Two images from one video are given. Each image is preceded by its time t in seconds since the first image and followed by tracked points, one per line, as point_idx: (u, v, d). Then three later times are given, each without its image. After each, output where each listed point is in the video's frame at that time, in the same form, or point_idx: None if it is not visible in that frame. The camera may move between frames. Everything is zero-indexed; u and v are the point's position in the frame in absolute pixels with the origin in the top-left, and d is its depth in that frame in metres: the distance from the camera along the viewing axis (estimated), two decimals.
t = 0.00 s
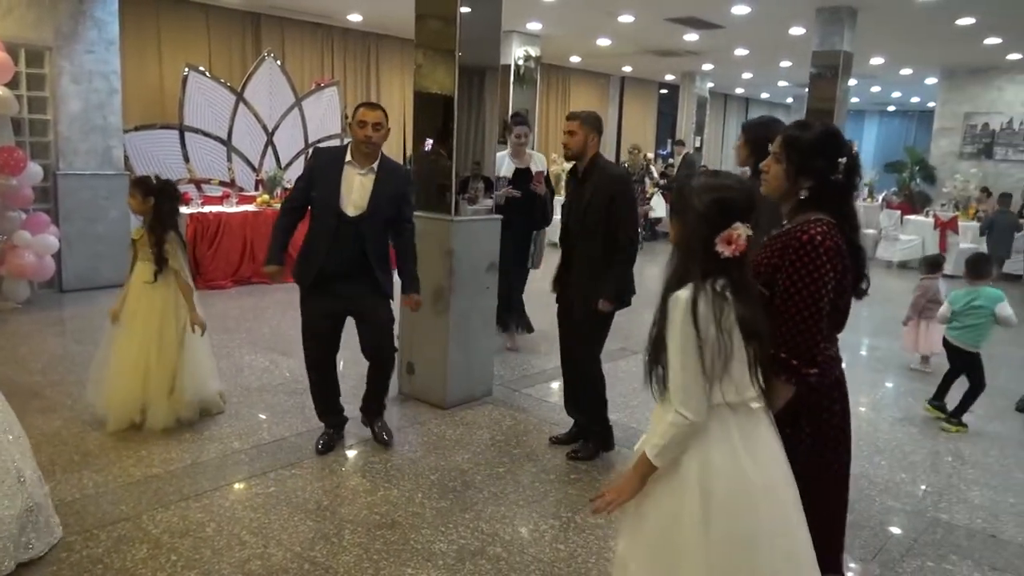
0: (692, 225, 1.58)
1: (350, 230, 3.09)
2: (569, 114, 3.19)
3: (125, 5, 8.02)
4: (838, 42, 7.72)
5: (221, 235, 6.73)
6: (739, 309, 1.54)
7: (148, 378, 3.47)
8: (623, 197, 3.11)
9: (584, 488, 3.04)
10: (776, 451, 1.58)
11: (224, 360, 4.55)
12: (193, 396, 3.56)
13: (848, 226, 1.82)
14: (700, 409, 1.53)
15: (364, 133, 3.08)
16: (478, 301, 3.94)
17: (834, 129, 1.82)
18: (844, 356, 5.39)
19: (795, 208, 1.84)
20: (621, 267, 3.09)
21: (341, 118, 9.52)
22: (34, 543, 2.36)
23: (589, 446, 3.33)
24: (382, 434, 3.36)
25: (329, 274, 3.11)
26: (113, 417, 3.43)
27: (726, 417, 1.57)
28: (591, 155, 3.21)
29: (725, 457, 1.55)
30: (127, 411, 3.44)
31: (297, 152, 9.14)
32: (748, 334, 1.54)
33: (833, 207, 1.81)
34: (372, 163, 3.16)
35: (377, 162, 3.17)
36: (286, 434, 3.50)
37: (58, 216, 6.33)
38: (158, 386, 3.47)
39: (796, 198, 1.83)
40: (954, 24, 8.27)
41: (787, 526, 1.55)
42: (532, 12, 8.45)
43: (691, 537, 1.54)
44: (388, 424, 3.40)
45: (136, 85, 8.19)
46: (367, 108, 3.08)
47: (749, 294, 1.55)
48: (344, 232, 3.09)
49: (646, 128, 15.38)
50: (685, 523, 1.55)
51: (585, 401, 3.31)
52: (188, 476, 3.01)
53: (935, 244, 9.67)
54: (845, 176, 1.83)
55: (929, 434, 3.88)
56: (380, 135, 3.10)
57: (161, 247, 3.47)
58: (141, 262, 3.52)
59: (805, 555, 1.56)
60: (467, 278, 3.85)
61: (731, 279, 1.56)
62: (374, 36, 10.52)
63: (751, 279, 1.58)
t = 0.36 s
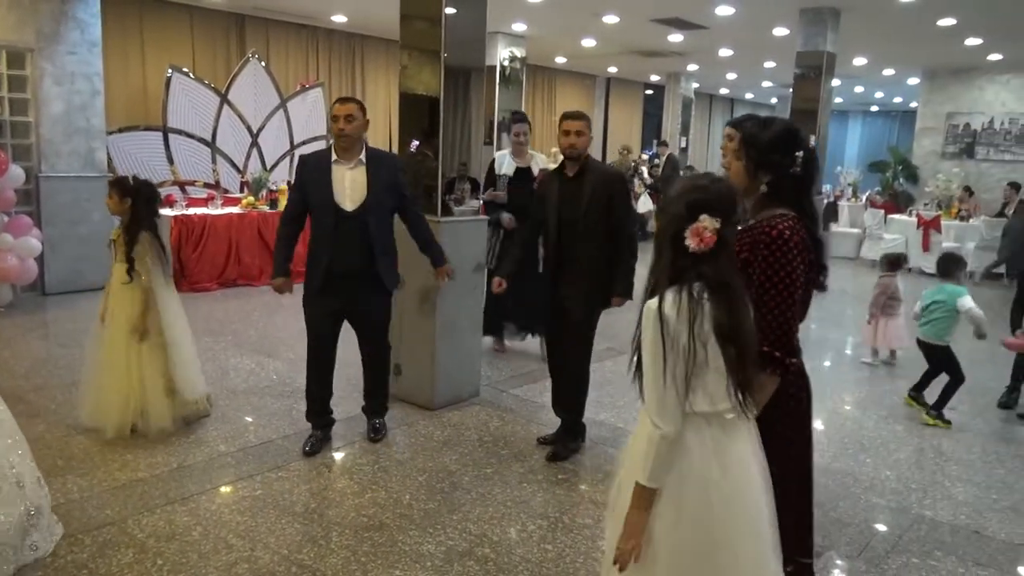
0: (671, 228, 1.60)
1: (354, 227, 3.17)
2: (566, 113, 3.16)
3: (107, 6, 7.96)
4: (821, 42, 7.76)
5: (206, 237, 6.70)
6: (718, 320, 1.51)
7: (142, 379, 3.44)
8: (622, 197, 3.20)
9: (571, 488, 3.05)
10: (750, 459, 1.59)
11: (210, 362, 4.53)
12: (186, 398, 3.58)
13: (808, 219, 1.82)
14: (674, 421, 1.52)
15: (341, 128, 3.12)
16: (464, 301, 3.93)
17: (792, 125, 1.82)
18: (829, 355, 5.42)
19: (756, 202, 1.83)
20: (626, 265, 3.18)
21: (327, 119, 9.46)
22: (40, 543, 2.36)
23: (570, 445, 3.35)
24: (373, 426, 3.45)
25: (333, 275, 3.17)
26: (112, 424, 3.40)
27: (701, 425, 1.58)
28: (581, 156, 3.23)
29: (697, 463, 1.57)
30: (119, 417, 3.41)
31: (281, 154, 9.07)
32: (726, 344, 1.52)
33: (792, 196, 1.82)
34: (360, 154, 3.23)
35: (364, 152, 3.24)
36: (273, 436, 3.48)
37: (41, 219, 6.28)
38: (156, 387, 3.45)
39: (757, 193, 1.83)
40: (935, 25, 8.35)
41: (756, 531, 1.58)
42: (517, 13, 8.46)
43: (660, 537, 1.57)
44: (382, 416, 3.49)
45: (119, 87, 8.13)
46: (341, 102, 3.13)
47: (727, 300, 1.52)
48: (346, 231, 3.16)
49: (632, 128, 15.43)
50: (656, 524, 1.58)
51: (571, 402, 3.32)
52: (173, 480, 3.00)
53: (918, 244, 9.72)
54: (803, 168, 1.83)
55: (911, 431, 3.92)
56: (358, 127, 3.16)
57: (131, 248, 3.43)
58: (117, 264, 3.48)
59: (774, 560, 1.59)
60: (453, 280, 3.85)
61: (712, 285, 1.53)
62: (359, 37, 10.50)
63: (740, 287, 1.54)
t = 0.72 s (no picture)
0: (650, 233, 1.59)
1: (344, 234, 3.20)
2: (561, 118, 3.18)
3: (93, 8, 7.91)
4: (808, 44, 7.80)
5: (194, 240, 6.67)
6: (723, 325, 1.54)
7: (118, 388, 3.42)
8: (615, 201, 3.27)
9: (560, 490, 3.05)
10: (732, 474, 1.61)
11: (197, 365, 4.50)
12: (168, 404, 3.54)
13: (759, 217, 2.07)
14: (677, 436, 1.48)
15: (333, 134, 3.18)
16: (453, 302, 3.93)
17: (745, 131, 2.02)
18: (817, 356, 5.45)
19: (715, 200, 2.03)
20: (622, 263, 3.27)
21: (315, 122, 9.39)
22: (35, 544, 2.39)
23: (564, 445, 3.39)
24: (362, 429, 3.44)
25: (326, 278, 3.23)
26: (94, 428, 3.36)
27: (694, 439, 1.56)
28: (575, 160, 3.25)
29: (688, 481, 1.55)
30: (102, 421, 3.38)
31: (269, 156, 8.98)
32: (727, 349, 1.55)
33: (744, 196, 2.09)
34: (355, 163, 3.27)
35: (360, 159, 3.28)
36: (262, 439, 3.47)
37: (26, 221, 6.24)
38: (132, 397, 3.43)
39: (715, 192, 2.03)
40: (920, 27, 8.41)
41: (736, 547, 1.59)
42: (505, 14, 8.46)
43: (639, 553, 1.54)
44: (372, 417, 3.48)
45: (105, 89, 8.09)
46: (333, 110, 3.20)
47: (720, 303, 1.55)
48: (345, 235, 3.21)
49: (620, 130, 15.46)
50: (636, 538, 1.55)
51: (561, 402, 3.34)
52: (161, 484, 2.98)
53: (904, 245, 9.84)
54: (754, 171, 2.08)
55: (899, 430, 3.94)
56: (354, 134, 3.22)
57: (114, 253, 3.39)
58: (99, 269, 3.45)
59: None
60: (442, 282, 3.85)
61: (710, 292, 1.55)
62: (347, 38, 10.48)
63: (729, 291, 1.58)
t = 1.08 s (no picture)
0: (670, 231, 1.54)
1: (315, 225, 3.26)
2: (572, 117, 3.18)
3: (84, 9, 7.88)
4: (801, 44, 7.82)
5: (186, 242, 6.65)
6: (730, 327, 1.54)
7: (112, 385, 3.40)
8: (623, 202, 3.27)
9: (555, 490, 3.04)
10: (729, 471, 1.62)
11: (191, 367, 4.49)
12: (163, 404, 3.54)
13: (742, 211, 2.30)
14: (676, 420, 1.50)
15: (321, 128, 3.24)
16: (447, 303, 3.92)
17: (723, 130, 2.33)
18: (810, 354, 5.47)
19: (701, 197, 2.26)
20: (618, 258, 3.19)
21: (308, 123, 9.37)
22: (26, 550, 2.31)
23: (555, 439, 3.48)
24: (357, 429, 3.43)
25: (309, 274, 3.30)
26: (84, 428, 3.34)
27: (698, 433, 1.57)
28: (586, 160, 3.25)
29: (692, 475, 1.55)
30: (93, 422, 3.36)
31: (262, 156, 8.94)
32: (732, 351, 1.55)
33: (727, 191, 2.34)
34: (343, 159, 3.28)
35: (348, 156, 3.28)
36: (256, 441, 3.46)
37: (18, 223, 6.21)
38: (124, 393, 3.38)
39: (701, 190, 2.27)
40: (912, 28, 8.44)
41: (738, 540, 1.59)
42: (498, 15, 8.46)
43: (645, 547, 1.53)
44: (366, 418, 3.47)
45: (97, 90, 8.06)
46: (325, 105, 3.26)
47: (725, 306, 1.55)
48: (329, 228, 3.23)
49: (614, 130, 15.48)
50: (641, 532, 1.54)
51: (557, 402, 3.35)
52: (155, 486, 2.97)
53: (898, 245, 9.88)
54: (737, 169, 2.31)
55: (892, 429, 3.96)
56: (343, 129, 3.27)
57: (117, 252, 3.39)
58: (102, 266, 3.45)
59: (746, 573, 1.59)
60: (437, 282, 3.85)
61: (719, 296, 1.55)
62: (341, 39, 10.47)
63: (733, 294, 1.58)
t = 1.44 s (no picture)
0: (690, 227, 1.62)
1: (306, 230, 3.27)
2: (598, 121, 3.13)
3: (91, 10, 7.91)
4: (807, 43, 7.79)
5: (193, 243, 6.65)
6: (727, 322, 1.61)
7: (123, 385, 3.39)
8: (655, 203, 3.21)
9: (564, 491, 3.04)
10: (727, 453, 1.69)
11: (197, 368, 4.49)
12: (172, 407, 3.52)
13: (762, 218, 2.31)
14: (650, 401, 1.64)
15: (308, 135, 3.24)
16: (453, 303, 3.91)
17: (745, 132, 2.33)
18: (817, 355, 5.45)
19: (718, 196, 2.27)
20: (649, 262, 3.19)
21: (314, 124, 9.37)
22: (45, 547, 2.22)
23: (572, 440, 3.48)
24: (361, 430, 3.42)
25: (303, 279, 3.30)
26: (99, 428, 3.36)
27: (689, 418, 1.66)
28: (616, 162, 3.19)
29: (685, 459, 1.65)
30: (105, 423, 3.36)
31: (268, 157, 8.97)
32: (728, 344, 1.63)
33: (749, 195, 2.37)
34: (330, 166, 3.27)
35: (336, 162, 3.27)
36: (263, 441, 3.46)
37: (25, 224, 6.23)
38: (136, 394, 3.38)
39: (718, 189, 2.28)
40: (919, 26, 8.40)
41: (729, 539, 1.68)
42: (504, 15, 8.46)
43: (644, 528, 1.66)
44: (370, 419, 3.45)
45: (103, 91, 8.09)
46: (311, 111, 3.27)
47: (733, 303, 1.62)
48: (319, 232, 3.24)
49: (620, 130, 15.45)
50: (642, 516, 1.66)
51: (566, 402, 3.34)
52: (162, 487, 2.97)
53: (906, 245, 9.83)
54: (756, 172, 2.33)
55: (901, 430, 3.94)
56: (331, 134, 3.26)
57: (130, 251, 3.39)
58: (115, 265, 3.45)
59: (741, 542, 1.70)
60: (444, 282, 3.84)
61: (724, 293, 1.62)
62: (346, 40, 10.47)
63: (747, 292, 1.65)
